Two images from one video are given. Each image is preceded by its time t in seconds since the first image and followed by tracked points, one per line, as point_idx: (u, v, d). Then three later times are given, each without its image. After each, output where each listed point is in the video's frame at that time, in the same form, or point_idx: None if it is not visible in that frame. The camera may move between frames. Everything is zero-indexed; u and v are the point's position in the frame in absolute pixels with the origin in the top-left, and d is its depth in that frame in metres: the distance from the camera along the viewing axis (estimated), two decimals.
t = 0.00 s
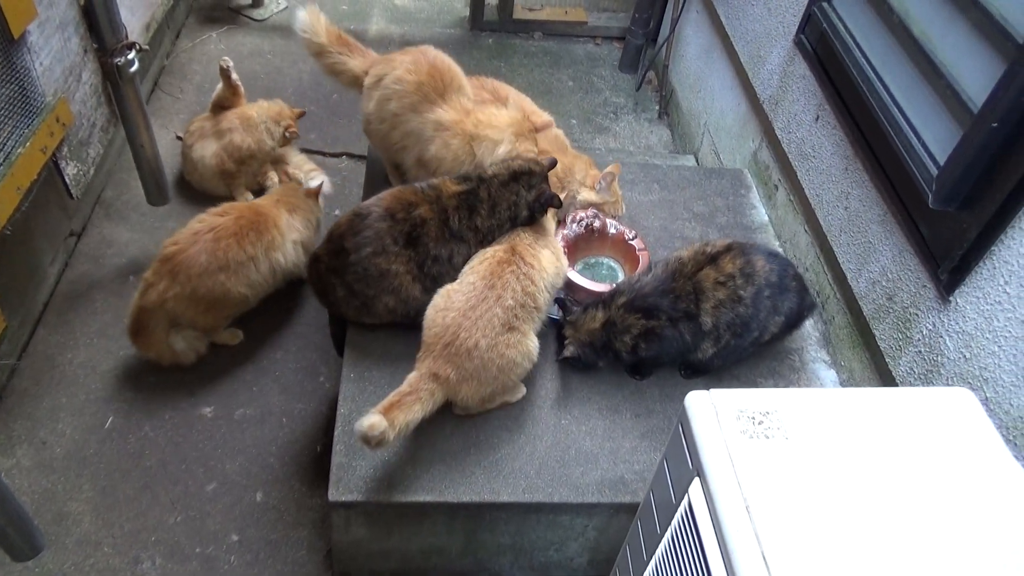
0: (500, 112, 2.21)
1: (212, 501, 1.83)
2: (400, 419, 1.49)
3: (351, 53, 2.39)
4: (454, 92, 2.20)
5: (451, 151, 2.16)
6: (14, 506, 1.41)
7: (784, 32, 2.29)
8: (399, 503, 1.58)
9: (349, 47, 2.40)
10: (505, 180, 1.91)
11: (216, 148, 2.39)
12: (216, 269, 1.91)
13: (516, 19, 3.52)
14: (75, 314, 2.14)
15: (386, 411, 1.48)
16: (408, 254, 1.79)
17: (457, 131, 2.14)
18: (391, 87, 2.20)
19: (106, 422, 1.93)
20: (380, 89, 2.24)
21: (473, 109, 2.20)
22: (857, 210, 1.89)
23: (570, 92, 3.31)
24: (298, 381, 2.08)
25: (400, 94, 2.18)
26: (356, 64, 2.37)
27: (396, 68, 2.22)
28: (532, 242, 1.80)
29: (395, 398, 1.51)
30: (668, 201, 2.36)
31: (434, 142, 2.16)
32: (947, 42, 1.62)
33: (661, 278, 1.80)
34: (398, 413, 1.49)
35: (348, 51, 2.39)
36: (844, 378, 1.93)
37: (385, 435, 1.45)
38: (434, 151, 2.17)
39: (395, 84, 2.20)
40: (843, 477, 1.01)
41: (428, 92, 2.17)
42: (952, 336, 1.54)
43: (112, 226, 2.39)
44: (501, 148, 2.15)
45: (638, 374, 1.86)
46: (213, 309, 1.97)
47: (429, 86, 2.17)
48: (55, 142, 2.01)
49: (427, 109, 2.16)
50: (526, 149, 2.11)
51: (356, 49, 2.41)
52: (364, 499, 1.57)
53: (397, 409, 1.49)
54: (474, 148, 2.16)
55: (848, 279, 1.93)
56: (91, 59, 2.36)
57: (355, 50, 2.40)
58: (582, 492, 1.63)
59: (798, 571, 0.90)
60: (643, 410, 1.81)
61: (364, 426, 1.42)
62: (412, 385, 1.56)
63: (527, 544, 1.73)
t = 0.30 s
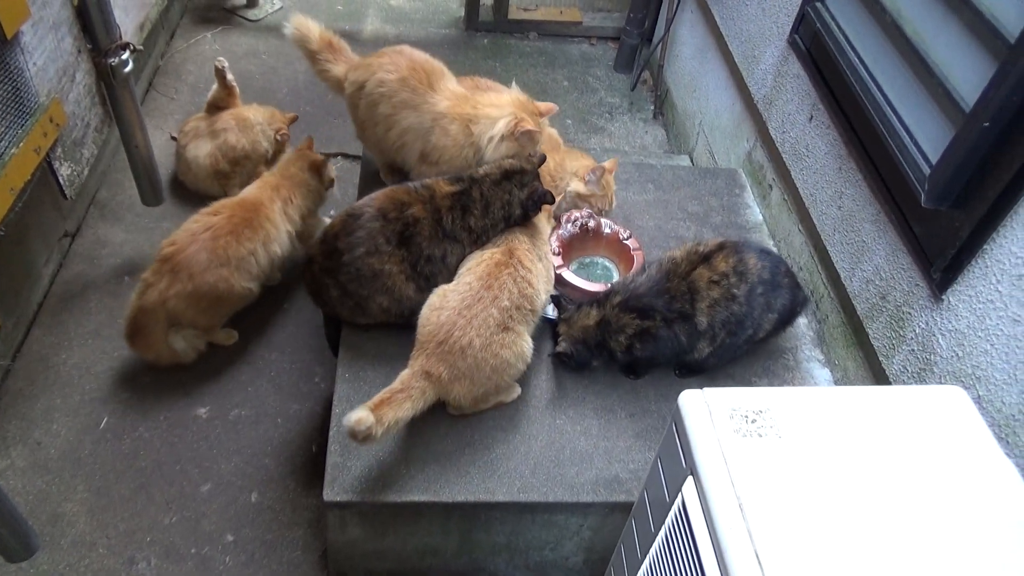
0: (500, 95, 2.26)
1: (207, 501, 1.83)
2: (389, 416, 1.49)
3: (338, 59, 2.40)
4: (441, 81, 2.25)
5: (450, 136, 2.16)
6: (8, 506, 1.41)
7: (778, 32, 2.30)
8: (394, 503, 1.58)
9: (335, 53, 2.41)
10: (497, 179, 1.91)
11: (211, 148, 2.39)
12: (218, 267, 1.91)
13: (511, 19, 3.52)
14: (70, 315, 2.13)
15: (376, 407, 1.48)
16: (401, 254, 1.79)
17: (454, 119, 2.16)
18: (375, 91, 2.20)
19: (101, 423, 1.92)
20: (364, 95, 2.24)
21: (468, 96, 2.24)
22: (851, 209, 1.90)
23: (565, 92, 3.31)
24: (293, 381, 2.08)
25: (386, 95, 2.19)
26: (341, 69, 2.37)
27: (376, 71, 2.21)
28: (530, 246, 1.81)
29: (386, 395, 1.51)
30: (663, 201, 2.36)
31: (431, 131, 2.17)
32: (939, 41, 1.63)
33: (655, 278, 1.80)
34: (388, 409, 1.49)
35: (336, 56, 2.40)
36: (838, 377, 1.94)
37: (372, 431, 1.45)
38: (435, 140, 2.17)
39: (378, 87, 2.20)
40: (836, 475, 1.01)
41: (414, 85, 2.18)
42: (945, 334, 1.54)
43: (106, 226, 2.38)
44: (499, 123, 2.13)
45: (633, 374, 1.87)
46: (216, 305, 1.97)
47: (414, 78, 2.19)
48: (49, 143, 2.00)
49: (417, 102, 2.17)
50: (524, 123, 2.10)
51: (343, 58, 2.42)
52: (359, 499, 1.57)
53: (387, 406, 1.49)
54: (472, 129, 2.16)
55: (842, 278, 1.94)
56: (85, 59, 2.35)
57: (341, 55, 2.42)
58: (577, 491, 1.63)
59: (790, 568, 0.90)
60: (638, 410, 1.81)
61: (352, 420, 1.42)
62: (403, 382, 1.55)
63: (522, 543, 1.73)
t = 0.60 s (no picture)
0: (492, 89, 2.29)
1: (203, 501, 1.83)
2: (390, 410, 1.49)
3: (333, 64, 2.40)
4: (435, 75, 2.26)
5: (444, 128, 2.17)
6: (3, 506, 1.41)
7: (773, 32, 2.31)
8: (390, 502, 1.58)
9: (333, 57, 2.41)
10: (492, 179, 1.92)
11: (208, 148, 2.39)
12: (248, 236, 2.00)
13: (507, 19, 3.53)
14: (66, 315, 2.13)
15: (377, 401, 1.48)
16: (396, 254, 1.79)
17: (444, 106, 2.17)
18: (369, 89, 2.20)
19: (97, 423, 1.92)
20: (357, 94, 2.23)
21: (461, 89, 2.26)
22: (846, 209, 1.90)
23: (562, 92, 3.32)
24: (290, 381, 2.08)
25: (381, 92, 2.18)
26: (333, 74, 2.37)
27: (368, 69, 2.21)
28: (527, 244, 1.81)
29: (386, 389, 1.51)
30: (659, 201, 2.37)
31: (426, 123, 2.17)
32: (932, 42, 1.64)
33: (659, 273, 1.79)
34: (389, 403, 1.49)
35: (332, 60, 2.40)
36: (833, 377, 1.95)
37: (374, 425, 1.45)
38: (429, 133, 2.18)
39: (371, 84, 2.19)
40: (836, 454, 1.04)
41: (408, 79, 2.19)
42: (939, 334, 1.55)
43: (103, 226, 2.38)
44: (474, 107, 2.15)
45: (629, 374, 1.86)
46: (241, 279, 2.04)
47: (407, 72, 2.20)
48: (45, 143, 2.01)
49: (411, 96, 2.17)
50: (497, 100, 2.08)
51: (339, 64, 2.42)
52: (355, 499, 1.57)
53: (387, 399, 1.49)
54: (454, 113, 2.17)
55: (837, 278, 1.95)
56: (81, 59, 2.35)
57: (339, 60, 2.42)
58: (573, 490, 1.64)
59: (783, 564, 0.91)
60: (633, 409, 1.82)
61: (354, 414, 1.42)
62: (402, 377, 1.56)
63: (518, 542, 1.74)
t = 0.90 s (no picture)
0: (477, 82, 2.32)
1: (199, 500, 1.83)
2: (400, 377, 1.48)
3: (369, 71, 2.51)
4: (431, 72, 2.28)
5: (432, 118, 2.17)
6: None
7: (768, 32, 2.31)
8: (385, 501, 1.59)
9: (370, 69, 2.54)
10: (482, 179, 1.91)
11: (204, 147, 2.39)
12: (264, 187, 2.11)
13: (504, 20, 3.54)
14: (62, 315, 2.13)
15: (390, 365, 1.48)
16: (391, 254, 1.79)
17: (428, 93, 2.20)
18: (363, 86, 2.20)
19: (93, 423, 1.92)
20: (351, 93, 2.23)
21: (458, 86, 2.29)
22: (840, 208, 1.91)
23: (558, 92, 3.32)
24: (286, 381, 2.08)
25: (375, 90, 2.18)
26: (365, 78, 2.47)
27: (362, 66, 2.22)
28: (536, 233, 1.84)
29: (399, 355, 1.51)
30: (654, 200, 2.38)
31: (418, 116, 2.19)
32: (925, 41, 1.64)
33: (677, 282, 1.85)
34: (401, 371, 1.49)
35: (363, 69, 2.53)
36: (828, 375, 1.95)
37: (382, 384, 1.44)
38: (420, 125, 2.20)
39: (365, 82, 2.19)
40: (839, 439, 1.06)
41: (403, 75, 2.20)
42: (932, 332, 1.56)
43: (99, 226, 2.38)
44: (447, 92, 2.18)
45: (622, 373, 1.86)
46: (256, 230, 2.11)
47: (402, 68, 2.21)
48: (40, 142, 2.01)
49: (405, 91, 2.19)
50: (458, 79, 2.10)
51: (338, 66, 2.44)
52: (351, 497, 1.58)
53: (399, 366, 1.49)
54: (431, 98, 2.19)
55: (832, 277, 1.95)
56: (77, 59, 2.35)
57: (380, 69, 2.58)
58: (568, 488, 1.64)
59: (776, 556, 0.91)
60: (629, 408, 1.82)
61: (366, 369, 1.41)
62: (413, 347, 1.55)
63: (514, 541, 1.74)
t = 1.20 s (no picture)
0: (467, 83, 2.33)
1: (194, 502, 1.83)
2: (415, 363, 1.48)
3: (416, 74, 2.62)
4: (424, 73, 2.31)
5: (423, 118, 2.19)
6: None
7: (762, 33, 2.32)
8: (380, 502, 1.58)
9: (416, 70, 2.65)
10: (471, 180, 1.91)
11: (200, 149, 2.38)
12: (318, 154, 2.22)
13: (500, 21, 3.54)
14: (56, 317, 2.13)
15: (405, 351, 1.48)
16: (384, 256, 1.79)
17: (420, 94, 2.22)
18: (357, 86, 2.20)
19: (87, 425, 1.92)
20: (344, 93, 2.22)
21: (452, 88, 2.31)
22: (834, 209, 1.91)
23: (554, 93, 3.33)
24: (281, 382, 2.08)
25: (369, 89, 2.19)
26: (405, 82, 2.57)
27: (355, 67, 2.23)
28: (533, 222, 1.88)
29: (412, 343, 1.51)
30: (649, 201, 2.38)
31: (410, 116, 2.20)
32: (918, 41, 1.65)
33: (693, 285, 1.85)
34: (416, 356, 1.49)
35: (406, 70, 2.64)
36: (822, 376, 1.96)
37: (400, 369, 1.44)
38: (412, 125, 2.21)
39: (359, 82, 2.20)
40: (831, 425, 1.09)
41: (396, 74, 2.23)
42: (926, 332, 1.56)
43: (94, 228, 2.38)
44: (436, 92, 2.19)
45: (620, 373, 1.88)
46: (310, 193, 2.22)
47: (395, 69, 2.24)
48: (34, 144, 2.01)
49: (398, 91, 2.20)
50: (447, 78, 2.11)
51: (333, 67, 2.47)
52: (345, 499, 1.58)
53: (414, 352, 1.49)
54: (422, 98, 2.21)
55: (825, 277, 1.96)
56: (71, 61, 2.35)
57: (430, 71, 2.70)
58: (563, 489, 1.64)
59: (772, 550, 0.92)
60: (624, 409, 1.83)
61: (383, 352, 1.40)
62: (425, 334, 1.55)
63: (509, 542, 1.74)
